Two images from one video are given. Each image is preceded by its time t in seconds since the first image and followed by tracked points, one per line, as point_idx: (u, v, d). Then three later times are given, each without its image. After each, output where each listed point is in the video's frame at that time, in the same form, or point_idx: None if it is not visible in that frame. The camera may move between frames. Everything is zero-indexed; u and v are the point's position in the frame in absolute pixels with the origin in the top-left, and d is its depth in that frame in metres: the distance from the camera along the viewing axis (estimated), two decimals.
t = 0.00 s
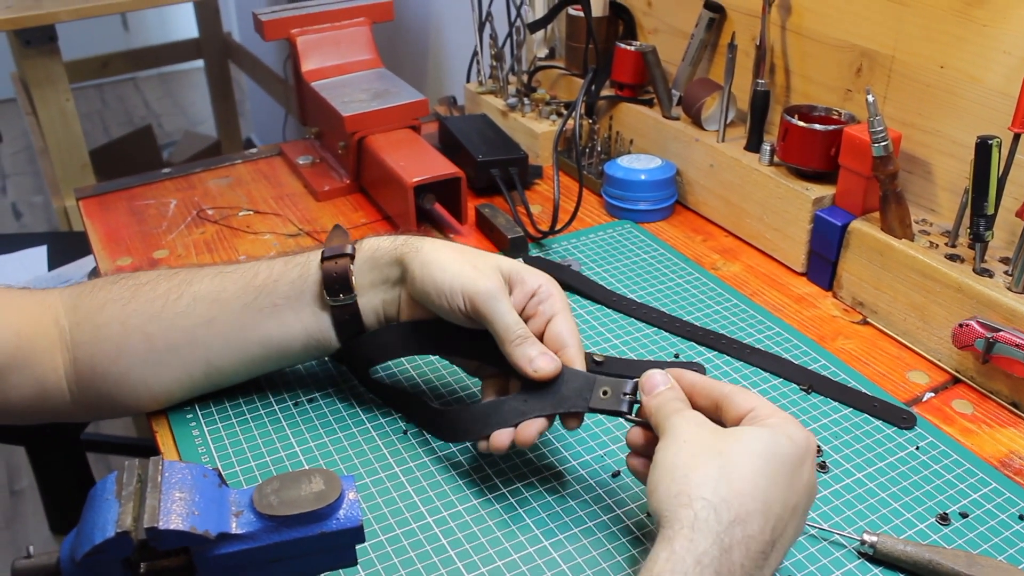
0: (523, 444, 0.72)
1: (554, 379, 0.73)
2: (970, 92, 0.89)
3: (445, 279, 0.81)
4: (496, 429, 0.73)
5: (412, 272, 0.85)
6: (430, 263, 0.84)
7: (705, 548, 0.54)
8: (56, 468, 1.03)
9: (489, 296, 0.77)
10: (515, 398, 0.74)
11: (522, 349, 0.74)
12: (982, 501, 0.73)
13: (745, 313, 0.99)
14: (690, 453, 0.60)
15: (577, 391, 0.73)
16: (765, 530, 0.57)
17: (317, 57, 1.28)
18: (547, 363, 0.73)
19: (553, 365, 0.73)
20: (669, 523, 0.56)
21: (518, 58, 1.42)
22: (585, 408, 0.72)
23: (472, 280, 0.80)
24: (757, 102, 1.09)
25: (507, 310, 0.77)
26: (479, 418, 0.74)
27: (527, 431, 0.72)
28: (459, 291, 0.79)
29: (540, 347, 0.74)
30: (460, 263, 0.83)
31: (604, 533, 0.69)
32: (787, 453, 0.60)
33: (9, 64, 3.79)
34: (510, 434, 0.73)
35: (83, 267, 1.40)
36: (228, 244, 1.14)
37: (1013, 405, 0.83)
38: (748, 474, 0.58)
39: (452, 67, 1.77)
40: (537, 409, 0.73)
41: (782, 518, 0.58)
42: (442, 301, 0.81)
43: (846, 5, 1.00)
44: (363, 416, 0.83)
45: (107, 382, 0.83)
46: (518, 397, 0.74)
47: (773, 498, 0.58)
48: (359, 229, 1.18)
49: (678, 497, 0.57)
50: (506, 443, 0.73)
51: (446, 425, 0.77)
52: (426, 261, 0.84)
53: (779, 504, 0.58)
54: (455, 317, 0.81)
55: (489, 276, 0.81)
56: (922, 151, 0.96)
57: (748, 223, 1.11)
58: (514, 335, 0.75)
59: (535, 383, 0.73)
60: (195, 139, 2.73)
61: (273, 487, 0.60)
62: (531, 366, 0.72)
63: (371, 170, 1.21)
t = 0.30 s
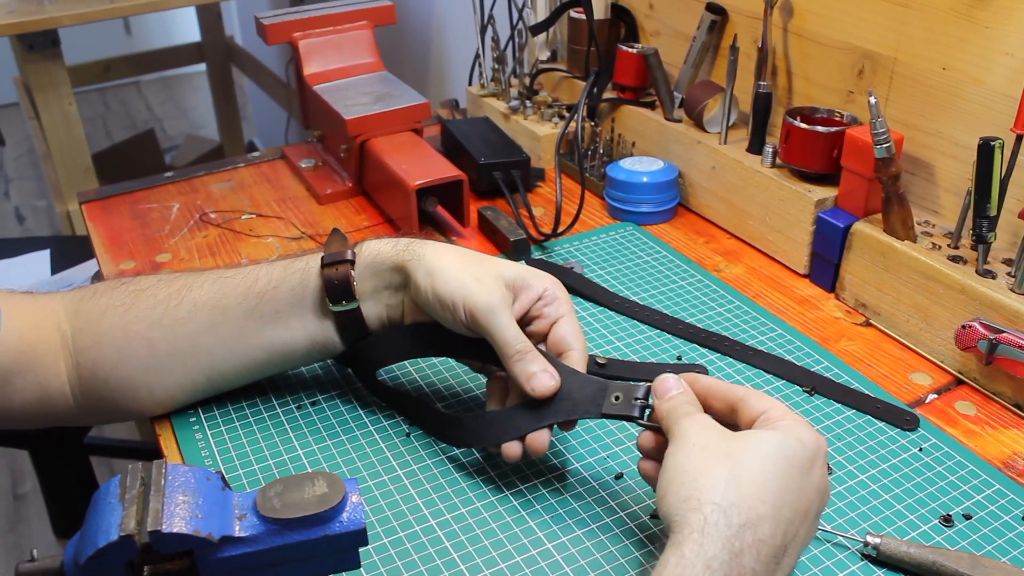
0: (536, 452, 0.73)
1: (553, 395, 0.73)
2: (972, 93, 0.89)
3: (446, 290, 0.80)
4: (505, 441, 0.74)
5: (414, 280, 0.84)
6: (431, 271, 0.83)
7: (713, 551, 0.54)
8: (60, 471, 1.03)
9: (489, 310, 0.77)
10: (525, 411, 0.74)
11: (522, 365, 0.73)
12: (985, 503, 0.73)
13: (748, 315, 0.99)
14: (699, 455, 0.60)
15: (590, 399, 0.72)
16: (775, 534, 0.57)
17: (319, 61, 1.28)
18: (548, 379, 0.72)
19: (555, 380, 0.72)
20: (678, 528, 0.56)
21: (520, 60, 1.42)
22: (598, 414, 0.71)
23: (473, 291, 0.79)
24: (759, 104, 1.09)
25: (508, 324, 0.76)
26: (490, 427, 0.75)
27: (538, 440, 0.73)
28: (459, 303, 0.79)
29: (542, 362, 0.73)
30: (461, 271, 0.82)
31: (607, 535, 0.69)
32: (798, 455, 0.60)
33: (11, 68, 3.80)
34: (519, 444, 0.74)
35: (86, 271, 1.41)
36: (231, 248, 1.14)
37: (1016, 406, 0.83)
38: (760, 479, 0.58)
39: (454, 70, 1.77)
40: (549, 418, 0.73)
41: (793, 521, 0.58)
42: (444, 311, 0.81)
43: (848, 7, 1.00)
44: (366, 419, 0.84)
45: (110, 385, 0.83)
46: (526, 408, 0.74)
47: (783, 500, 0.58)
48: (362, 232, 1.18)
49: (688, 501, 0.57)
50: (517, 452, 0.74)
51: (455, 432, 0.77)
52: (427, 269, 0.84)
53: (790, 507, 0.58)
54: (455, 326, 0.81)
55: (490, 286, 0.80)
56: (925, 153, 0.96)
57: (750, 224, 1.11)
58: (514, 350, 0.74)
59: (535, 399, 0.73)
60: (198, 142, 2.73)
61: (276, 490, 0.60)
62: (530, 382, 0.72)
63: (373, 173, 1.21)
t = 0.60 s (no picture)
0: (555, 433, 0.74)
1: (565, 382, 0.73)
2: (973, 92, 0.88)
3: (450, 282, 0.80)
4: (522, 425, 0.75)
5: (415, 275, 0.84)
6: (433, 265, 0.83)
7: None
8: (60, 471, 1.03)
9: (497, 300, 0.77)
10: (541, 395, 0.74)
11: (534, 350, 0.74)
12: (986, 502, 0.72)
13: (748, 315, 0.98)
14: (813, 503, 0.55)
15: (605, 378, 0.72)
16: None
17: (320, 60, 1.28)
18: (560, 365, 0.73)
19: (567, 366, 0.73)
20: None
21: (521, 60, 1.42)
22: (615, 393, 0.71)
23: (478, 281, 0.79)
24: (759, 103, 1.09)
25: (517, 312, 0.76)
26: (506, 414, 0.76)
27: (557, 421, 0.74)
28: (465, 294, 0.79)
29: (554, 349, 0.74)
30: (463, 263, 0.82)
31: (606, 534, 0.69)
32: None
33: (13, 68, 3.81)
34: (537, 426, 0.75)
35: (86, 271, 1.41)
36: (231, 247, 1.14)
37: (1017, 406, 0.83)
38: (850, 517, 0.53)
39: (455, 70, 1.77)
40: (567, 400, 0.73)
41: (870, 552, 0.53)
42: (449, 304, 0.81)
43: (849, 6, 1.00)
44: (365, 417, 0.83)
45: (110, 384, 0.83)
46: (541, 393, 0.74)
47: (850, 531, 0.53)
48: (362, 232, 1.18)
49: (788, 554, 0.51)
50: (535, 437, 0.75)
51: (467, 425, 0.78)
52: (429, 263, 0.83)
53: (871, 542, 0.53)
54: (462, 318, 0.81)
55: (495, 276, 0.80)
56: (925, 152, 0.96)
57: (751, 224, 1.11)
58: (524, 338, 0.74)
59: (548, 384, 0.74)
60: (199, 143, 2.73)
61: (275, 489, 0.60)
62: (543, 369, 0.73)
63: (373, 173, 1.21)
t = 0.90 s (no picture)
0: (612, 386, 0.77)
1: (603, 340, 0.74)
2: (976, 91, 0.88)
3: (468, 264, 0.80)
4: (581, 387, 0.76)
5: (427, 269, 0.84)
6: (445, 254, 0.83)
7: None
8: (62, 469, 1.03)
9: (521, 270, 0.77)
10: (586, 354, 0.74)
11: (567, 313, 0.74)
12: (988, 501, 0.72)
13: (750, 313, 0.98)
14: None
15: (645, 322, 0.74)
16: None
17: (321, 59, 1.28)
18: (595, 324, 0.74)
19: (601, 324, 0.74)
20: None
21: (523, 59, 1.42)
22: (661, 332, 0.72)
23: (497, 257, 0.79)
24: (762, 102, 1.08)
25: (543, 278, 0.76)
26: (556, 381, 0.75)
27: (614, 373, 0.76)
28: (486, 272, 0.79)
29: (586, 309, 0.75)
30: (476, 248, 0.82)
31: (608, 533, 0.69)
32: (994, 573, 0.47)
33: (15, 67, 3.81)
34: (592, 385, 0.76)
35: (89, 269, 1.41)
36: (233, 246, 1.14)
37: (1020, 406, 0.83)
38: None
39: (456, 68, 1.77)
40: (614, 353, 0.74)
41: None
42: (468, 288, 0.80)
43: (851, 5, 0.99)
44: (367, 416, 0.83)
45: (112, 383, 0.83)
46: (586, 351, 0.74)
47: None
48: (364, 230, 1.18)
49: None
50: (595, 395, 0.76)
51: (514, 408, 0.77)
52: (441, 253, 0.84)
53: None
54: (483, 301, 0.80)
55: (512, 253, 0.80)
56: (928, 151, 0.95)
57: (753, 222, 1.11)
58: (555, 302, 0.75)
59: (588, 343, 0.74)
60: (201, 142, 2.74)
61: (277, 487, 0.60)
62: (582, 329, 0.73)
63: (375, 172, 1.21)
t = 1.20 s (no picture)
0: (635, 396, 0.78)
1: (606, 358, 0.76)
2: (976, 90, 0.88)
3: (471, 284, 0.80)
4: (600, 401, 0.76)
5: (428, 289, 0.83)
6: (447, 273, 0.82)
7: None
8: (61, 468, 1.03)
9: (525, 289, 0.77)
10: (599, 369, 0.76)
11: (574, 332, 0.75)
12: (987, 500, 0.72)
13: (749, 312, 0.98)
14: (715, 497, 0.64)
15: (653, 333, 0.76)
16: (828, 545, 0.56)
17: (321, 57, 1.28)
18: (601, 341, 0.75)
19: (605, 342, 0.75)
20: None
21: (522, 57, 1.42)
22: (671, 343, 0.75)
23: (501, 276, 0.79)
24: (761, 101, 1.08)
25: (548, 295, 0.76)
26: (574, 398, 0.75)
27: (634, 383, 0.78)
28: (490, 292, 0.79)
29: (592, 328, 0.75)
30: (478, 266, 0.82)
31: (607, 531, 0.69)
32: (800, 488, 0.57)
33: (14, 65, 3.81)
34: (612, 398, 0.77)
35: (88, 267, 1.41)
36: (232, 243, 1.14)
37: (1019, 404, 0.83)
38: (750, 501, 0.57)
39: (456, 67, 1.77)
40: (627, 365, 0.75)
41: (784, 525, 0.55)
42: (472, 308, 0.80)
43: (851, 3, 0.99)
44: (365, 413, 0.83)
45: (111, 380, 0.83)
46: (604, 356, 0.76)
47: (763, 512, 0.56)
48: (363, 228, 1.18)
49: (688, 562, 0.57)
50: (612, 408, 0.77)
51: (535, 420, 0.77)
52: (443, 272, 0.83)
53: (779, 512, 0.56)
54: (486, 320, 0.80)
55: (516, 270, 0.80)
56: (927, 149, 0.95)
57: (752, 221, 1.11)
58: (562, 322, 0.75)
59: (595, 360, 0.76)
60: (201, 140, 2.74)
61: (275, 484, 0.60)
62: (588, 348, 0.74)
63: (374, 169, 1.21)
